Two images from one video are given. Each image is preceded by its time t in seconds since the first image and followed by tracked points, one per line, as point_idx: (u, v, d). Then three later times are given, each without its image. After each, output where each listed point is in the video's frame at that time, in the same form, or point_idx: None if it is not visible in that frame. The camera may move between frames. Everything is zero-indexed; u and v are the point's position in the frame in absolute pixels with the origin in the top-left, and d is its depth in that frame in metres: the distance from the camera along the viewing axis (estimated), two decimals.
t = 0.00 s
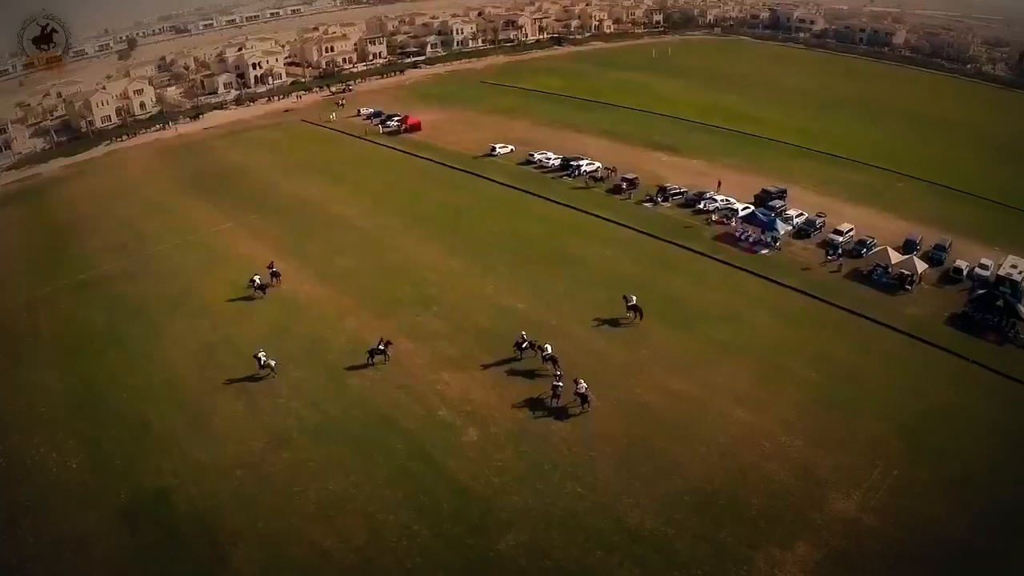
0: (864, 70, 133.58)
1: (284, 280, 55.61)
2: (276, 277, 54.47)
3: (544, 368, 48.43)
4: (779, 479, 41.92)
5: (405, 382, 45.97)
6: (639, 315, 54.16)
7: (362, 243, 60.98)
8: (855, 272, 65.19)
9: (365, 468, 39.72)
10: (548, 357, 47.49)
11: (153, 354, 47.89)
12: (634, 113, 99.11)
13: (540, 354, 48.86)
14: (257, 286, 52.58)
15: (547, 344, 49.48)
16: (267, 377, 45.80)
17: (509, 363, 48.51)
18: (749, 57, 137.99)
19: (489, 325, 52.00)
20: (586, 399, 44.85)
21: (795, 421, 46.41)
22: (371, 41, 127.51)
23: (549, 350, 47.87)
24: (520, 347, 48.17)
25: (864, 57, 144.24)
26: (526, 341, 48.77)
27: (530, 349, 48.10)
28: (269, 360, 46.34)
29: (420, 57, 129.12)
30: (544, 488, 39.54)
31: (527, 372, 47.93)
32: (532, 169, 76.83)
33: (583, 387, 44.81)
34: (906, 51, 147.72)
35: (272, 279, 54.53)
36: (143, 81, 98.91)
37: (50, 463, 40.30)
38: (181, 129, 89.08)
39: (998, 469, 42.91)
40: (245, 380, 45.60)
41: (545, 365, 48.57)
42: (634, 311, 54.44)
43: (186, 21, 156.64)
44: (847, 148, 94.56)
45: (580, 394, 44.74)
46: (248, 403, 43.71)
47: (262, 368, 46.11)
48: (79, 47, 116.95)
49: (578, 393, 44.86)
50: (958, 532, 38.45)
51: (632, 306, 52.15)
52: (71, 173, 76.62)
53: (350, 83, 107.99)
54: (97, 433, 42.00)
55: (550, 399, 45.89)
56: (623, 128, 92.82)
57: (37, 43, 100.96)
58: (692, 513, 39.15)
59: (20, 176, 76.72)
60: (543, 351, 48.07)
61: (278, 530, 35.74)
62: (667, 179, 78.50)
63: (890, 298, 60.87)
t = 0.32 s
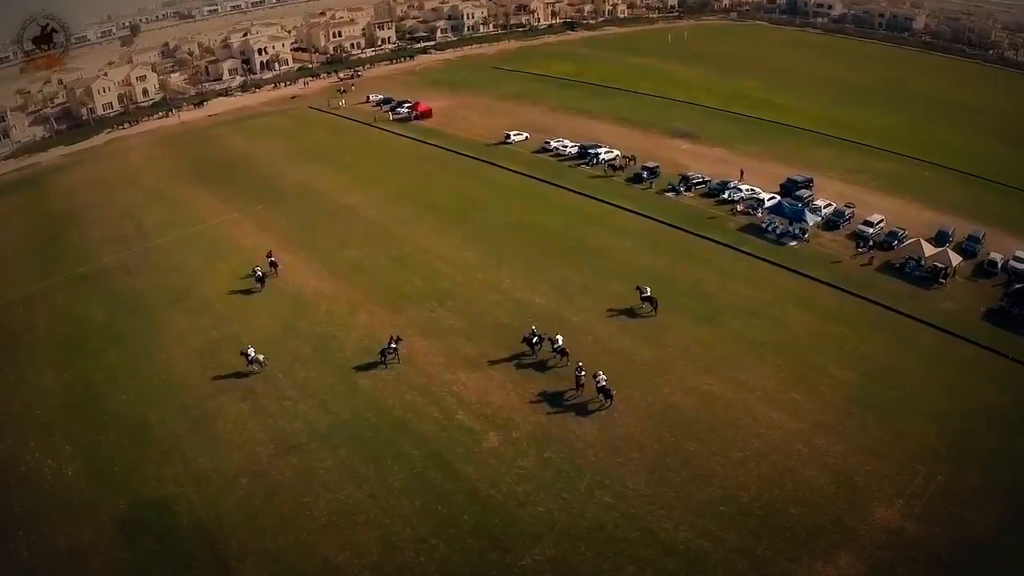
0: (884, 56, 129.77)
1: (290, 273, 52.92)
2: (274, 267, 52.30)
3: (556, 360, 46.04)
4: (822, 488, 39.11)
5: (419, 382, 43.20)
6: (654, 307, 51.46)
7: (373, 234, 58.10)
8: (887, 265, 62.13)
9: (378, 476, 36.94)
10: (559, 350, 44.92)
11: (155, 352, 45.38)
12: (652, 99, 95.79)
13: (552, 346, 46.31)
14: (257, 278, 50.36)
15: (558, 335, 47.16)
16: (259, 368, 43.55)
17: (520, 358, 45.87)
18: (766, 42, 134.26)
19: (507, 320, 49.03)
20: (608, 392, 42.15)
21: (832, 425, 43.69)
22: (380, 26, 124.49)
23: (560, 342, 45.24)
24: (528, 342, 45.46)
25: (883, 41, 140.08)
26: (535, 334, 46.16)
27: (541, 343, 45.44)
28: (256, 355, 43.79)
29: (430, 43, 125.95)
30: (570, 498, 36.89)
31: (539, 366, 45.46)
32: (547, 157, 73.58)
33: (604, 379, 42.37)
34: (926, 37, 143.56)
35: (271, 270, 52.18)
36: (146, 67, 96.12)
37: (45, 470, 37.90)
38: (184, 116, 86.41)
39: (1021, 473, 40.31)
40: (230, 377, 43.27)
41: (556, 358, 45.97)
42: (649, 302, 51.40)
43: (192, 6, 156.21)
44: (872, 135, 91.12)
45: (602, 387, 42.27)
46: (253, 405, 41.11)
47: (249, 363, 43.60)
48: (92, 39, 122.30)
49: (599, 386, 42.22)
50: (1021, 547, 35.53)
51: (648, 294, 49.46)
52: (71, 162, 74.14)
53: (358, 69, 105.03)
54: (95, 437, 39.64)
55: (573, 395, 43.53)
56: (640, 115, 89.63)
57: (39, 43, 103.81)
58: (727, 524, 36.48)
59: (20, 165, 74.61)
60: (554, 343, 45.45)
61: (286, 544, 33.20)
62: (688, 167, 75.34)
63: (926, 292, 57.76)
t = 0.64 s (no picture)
0: (901, 43, 126.18)
1: (295, 269, 50.22)
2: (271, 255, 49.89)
3: (566, 356, 43.75)
4: (868, 500, 36.35)
5: (432, 387, 40.45)
6: (667, 297, 48.99)
7: (382, 228, 55.36)
8: (918, 260, 59.12)
9: (390, 489, 34.26)
10: (569, 345, 42.55)
11: (154, 354, 42.83)
12: (668, 88, 92.60)
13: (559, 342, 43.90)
14: (258, 273, 47.64)
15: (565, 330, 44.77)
16: (246, 369, 41.19)
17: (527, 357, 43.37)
18: (781, 30, 130.64)
19: (524, 319, 46.21)
20: (630, 392, 39.64)
21: (873, 431, 40.89)
22: (386, 12, 121.31)
23: (568, 337, 42.83)
24: (534, 339, 42.91)
25: (899, 28, 136.28)
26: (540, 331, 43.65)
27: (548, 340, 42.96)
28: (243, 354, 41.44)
29: (437, 30, 122.77)
30: (598, 512, 34.22)
31: (548, 363, 43.10)
32: (561, 148, 70.64)
33: (623, 378, 39.75)
34: (943, 23, 139.73)
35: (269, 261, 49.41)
36: (146, 56, 93.34)
37: (36, 482, 35.37)
38: (185, 106, 83.74)
39: None
40: (215, 376, 40.98)
41: (566, 353, 43.61)
42: (660, 293, 48.99)
43: None
44: (894, 124, 87.96)
45: (620, 388, 39.71)
46: (257, 411, 38.51)
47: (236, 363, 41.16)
48: (92, 28, 122.05)
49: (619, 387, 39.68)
50: None
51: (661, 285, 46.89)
52: (69, 154, 71.68)
53: (363, 57, 102.06)
54: (89, 446, 37.20)
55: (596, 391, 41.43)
56: (656, 104, 86.51)
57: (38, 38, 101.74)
58: (767, 540, 33.82)
59: (15, 157, 72.12)
60: (562, 338, 43.00)
61: (293, 563, 30.64)
62: (708, 158, 72.23)
63: (961, 288, 54.76)
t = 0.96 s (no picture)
0: (920, 30, 122.72)
1: (298, 265, 47.38)
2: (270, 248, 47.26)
3: (575, 356, 41.18)
4: (919, 516, 33.60)
5: (444, 393, 37.62)
6: (678, 293, 46.43)
7: (391, 223, 52.63)
8: (949, 255, 56.07)
9: (402, 506, 31.64)
10: (578, 344, 40.00)
11: (150, 356, 40.14)
12: (684, 77, 89.57)
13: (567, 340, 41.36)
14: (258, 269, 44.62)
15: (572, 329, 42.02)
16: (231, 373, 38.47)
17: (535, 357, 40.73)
18: (795, 18, 127.24)
19: (542, 319, 43.34)
20: (645, 393, 37.30)
21: (918, 440, 38.11)
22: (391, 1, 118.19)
23: (576, 336, 40.09)
24: (539, 338, 40.19)
25: (917, 14, 132.63)
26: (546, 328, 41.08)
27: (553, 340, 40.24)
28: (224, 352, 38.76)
29: (443, 19, 119.67)
30: (627, 531, 31.64)
31: (556, 362, 40.57)
32: (575, 139, 67.81)
33: (640, 381, 37.21)
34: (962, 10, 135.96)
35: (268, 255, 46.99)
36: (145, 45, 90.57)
37: (23, 498, 32.82)
38: (185, 97, 81.09)
39: None
40: (197, 377, 38.53)
41: (575, 352, 41.10)
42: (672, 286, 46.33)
43: None
44: (916, 113, 84.89)
45: (636, 390, 37.23)
46: (258, 418, 35.77)
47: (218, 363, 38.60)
48: (92, 19, 119.37)
49: (635, 388, 37.31)
50: None
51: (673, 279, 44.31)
52: (66, 146, 69.14)
53: (369, 47, 99.20)
54: (80, 458, 34.58)
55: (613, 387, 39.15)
56: (671, 94, 83.53)
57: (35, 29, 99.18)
58: (811, 562, 31.19)
59: (10, 150, 69.65)
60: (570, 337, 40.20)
61: None
62: (728, 150, 69.57)
63: (997, 285, 51.76)
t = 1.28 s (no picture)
0: (942, 15, 119.13)
1: (303, 263, 44.90)
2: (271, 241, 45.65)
3: (581, 356, 38.77)
4: (976, 535, 30.95)
5: (459, 402, 35.05)
6: (690, 284, 44.26)
7: (400, 219, 50.16)
8: (984, 252, 52.36)
9: (416, 526, 29.22)
10: (585, 343, 37.58)
11: (147, 360, 37.78)
12: (701, 67, 86.80)
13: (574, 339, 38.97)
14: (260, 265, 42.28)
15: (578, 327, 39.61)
16: (213, 372, 36.47)
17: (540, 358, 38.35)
18: (813, 5, 123.94)
19: (561, 322, 40.86)
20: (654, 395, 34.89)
21: (968, 450, 35.40)
22: None
23: (583, 335, 37.63)
24: (545, 336, 37.70)
25: None
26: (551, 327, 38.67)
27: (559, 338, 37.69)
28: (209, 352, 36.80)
29: (452, 7, 116.87)
30: (659, 553, 29.18)
31: (562, 362, 38.20)
32: (591, 131, 65.16)
33: (649, 382, 34.85)
34: None
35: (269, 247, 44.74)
36: (146, 34, 88.26)
37: (10, 515, 30.52)
38: (187, 88, 78.78)
39: None
40: (180, 378, 36.58)
41: (582, 353, 38.69)
42: (684, 279, 44.41)
43: None
44: (942, 101, 81.82)
45: (646, 392, 34.86)
46: (261, 429, 33.35)
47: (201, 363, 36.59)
48: (94, 7, 116.82)
49: (644, 389, 34.91)
50: None
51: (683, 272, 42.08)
52: (64, 138, 66.95)
53: (376, 36, 96.60)
54: (72, 471, 32.28)
55: (626, 386, 36.91)
56: (689, 84, 80.80)
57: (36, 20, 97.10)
58: None
59: (7, 142, 67.54)
60: (576, 336, 37.74)
61: None
62: (749, 143, 66.89)
63: None
